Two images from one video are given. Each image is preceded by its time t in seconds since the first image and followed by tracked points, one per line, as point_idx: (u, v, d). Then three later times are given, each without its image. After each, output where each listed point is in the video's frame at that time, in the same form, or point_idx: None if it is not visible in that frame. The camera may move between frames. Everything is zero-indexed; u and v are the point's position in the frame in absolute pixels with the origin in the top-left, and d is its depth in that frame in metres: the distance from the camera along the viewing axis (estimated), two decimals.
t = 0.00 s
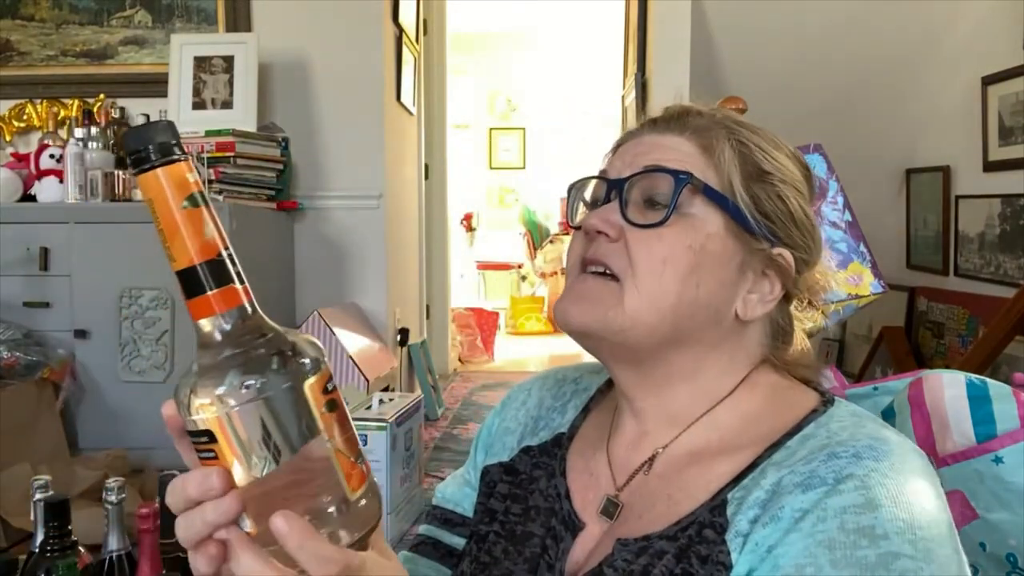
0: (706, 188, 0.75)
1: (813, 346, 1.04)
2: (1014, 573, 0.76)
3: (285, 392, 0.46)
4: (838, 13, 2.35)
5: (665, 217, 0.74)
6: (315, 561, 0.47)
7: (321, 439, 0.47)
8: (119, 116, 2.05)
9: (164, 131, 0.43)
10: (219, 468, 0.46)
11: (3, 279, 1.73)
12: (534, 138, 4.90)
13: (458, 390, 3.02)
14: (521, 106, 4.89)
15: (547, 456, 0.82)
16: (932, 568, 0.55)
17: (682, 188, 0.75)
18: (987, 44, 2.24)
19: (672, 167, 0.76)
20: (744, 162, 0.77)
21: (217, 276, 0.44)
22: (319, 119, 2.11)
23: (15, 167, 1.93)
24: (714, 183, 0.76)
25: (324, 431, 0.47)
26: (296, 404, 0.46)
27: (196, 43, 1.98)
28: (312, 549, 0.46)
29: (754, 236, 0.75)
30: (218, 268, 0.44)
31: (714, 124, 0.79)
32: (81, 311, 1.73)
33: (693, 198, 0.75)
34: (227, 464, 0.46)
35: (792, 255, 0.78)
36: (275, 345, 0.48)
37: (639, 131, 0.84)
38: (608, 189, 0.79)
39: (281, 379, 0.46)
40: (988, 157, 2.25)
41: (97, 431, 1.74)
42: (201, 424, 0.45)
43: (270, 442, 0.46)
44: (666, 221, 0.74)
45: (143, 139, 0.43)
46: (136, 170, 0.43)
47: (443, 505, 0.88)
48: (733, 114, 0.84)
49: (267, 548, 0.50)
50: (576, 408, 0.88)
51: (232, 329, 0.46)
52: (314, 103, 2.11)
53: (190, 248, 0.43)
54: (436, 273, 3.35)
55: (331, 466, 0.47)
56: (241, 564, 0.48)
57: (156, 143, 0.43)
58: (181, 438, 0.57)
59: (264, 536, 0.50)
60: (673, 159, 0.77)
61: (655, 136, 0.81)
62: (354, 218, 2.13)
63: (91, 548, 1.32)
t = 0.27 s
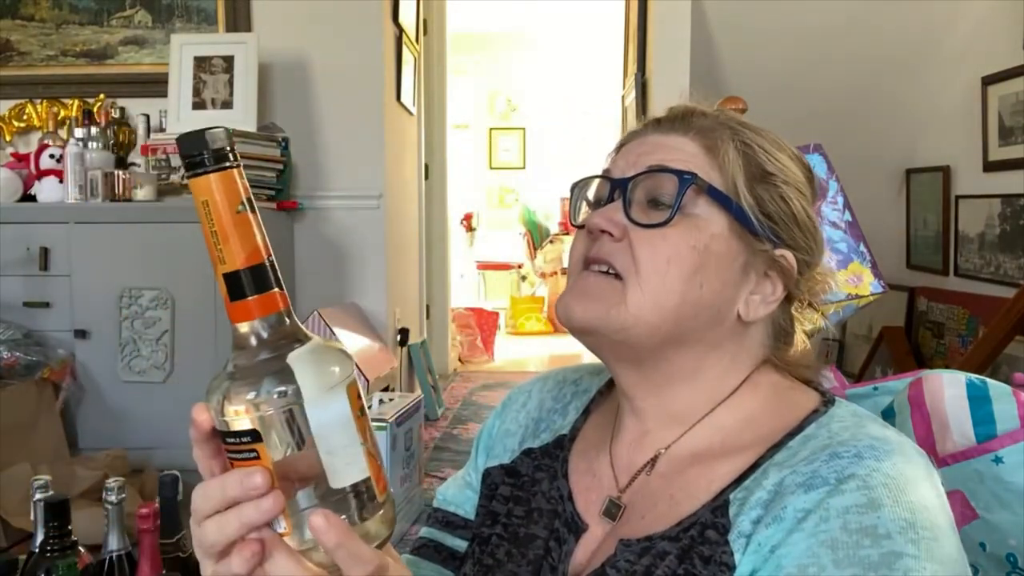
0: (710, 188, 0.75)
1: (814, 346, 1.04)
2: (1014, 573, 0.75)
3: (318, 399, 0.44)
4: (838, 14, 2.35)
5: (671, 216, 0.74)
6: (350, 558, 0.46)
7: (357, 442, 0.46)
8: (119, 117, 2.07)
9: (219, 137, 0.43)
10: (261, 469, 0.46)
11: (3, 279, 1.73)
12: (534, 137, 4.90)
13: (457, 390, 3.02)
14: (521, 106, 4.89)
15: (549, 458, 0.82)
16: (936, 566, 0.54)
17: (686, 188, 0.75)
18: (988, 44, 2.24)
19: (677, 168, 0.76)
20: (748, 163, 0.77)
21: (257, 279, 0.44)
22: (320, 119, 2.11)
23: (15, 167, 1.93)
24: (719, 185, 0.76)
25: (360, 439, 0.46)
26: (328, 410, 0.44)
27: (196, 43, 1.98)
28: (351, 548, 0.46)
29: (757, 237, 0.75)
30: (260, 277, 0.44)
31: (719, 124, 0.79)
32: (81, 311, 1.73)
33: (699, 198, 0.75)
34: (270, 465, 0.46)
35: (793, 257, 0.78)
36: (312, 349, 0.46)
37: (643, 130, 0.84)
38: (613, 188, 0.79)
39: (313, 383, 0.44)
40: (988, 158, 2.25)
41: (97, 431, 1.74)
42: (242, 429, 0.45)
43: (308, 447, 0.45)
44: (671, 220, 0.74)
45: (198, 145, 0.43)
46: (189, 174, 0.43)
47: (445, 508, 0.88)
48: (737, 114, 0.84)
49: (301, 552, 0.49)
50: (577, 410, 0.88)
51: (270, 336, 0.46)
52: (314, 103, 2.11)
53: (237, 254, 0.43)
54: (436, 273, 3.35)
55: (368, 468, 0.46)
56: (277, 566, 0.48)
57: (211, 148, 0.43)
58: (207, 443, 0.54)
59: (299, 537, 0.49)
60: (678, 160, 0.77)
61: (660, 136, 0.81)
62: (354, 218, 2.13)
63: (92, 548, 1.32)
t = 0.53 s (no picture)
0: (710, 189, 0.75)
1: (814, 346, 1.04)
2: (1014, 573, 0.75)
3: (312, 402, 0.44)
4: (837, 14, 2.35)
5: (670, 217, 0.74)
6: (349, 558, 0.47)
7: (353, 444, 0.46)
8: (119, 116, 2.08)
9: (214, 144, 0.43)
10: (260, 472, 0.46)
11: (3, 279, 1.73)
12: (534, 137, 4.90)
13: (458, 390, 3.02)
14: (521, 106, 4.89)
15: (549, 459, 0.82)
16: (934, 566, 0.54)
17: (686, 188, 0.75)
18: (988, 44, 2.24)
19: (676, 168, 0.76)
20: (747, 163, 0.77)
21: (251, 286, 0.44)
22: (319, 119, 2.11)
23: (15, 167, 1.93)
24: (719, 185, 0.76)
25: (357, 439, 0.46)
26: (322, 412, 0.44)
27: (196, 43, 1.98)
28: (349, 550, 0.46)
29: (756, 238, 0.76)
30: (256, 282, 0.44)
31: (718, 125, 0.79)
32: (81, 311, 1.73)
33: (698, 199, 0.75)
34: (268, 468, 0.46)
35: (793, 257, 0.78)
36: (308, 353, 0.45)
37: (643, 131, 0.84)
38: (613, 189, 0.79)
39: (308, 387, 0.44)
40: (988, 157, 2.25)
41: (97, 431, 1.74)
42: (240, 432, 0.45)
43: (305, 450, 0.45)
44: (671, 221, 0.74)
45: (192, 151, 0.43)
46: (183, 181, 0.43)
47: (445, 509, 0.88)
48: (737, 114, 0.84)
49: (299, 555, 0.49)
50: (577, 411, 0.88)
51: (267, 338, 0.46)
52: (314, 104, 2.11)
53: (232, 260, 0.43)
54: (436, 272, 3.35)
55: (364, 469, 0.47)
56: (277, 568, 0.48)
57: (205, 155, 0.43)
58: (203, 448, 0.54)
59: (298, 540, 0.49)
60: (677, 161, 0.77)
61: (660, 137, 0.81)
62: (354, 218, 2.13)
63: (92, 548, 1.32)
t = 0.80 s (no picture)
0: (706, 190, 0.75)
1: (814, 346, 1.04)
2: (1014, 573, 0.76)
3: (310, 404, 0.44)
4: (837, 14, 2.35)
5: (666, 218, 0.74)
6: (346, 561, 0.47)
7: (351, 446, 0.46)
8: (119, 116, 2.08)
9: (207, 145, 0.43)
10: (256, 476, 0.46)
11: (3, 279, 1.72)
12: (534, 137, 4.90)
13: (458, 390, 3.02)
14: (521, 106, 4.90)
15: (547, 459, 0.82)
16: (931, 566, 0.54)
17: (681, 189, 0.75)
18: (988, 44, 2.24)
19: (672, 169, 0.77)
20: (742, 163, 0.77)
21: (247, 288, 0.44)
22: (319, 119, 2.11)
23: (15, 167, 1.93)
24: (715, 186, 0.76)
25: (354, 441, 0.46)
26: (320, 414, 0.44)
27: (196, 43, 1.98)
28: (347, 551, 0.46)
29: (753, 238, 0.76)
30: (251, 284, 0.44)
31: (714, 125, 0.79)
32: (81, 311, 1.73)
33: (694, 200, 0.75)
34: (264, 471, 0.46)
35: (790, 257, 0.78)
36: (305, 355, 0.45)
37: (639, 132, 0.84)
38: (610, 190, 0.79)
39: (305, 390, 0.44)
40: (988, 158, 2.25)
41: (97, 431, 1.74)
42: (236, 435, 0.45)
43: (302, 452, 0.45)
44: (667, 223, 0.74)
45: (186, 153, 0.43)
46: (176, 183, 0.43)
47: (444, 508, 0.88)
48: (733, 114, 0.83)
49: (297, 557, 0.49)
50: (576, 411, 0.88)
51: (263, 340, 0.46)
52: (314, 104, 2.11)
53: (227, 262, 0.43)
54: (436, 272, 3.35)
55: (362, 472, 0.46)
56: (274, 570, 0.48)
57: (200, 157, 0.43)
58: (200, 450, 0.54)
59: (295, 543, 0.49)
60: (673, 162, 0.77)
61: (656, 138, 0.81)
62: (354, 218, 2.13)
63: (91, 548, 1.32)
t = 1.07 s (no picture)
0: (704, 191, 0.75)
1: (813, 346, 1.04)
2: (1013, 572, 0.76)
3: (313, 401, 0.44)
4: (837, 14, 2.35)
5: (664, 218, 0.74)
6: (346, 559, 0.47)
7: (352, 443, 0.46)
8: (119, 116, 2.08)
9: (213, 139, 0.43)
10: (257, 472, 0.46)
11: (3, 279, 1.72)
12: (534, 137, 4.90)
13: (458, 390, 3.02)
14: (521, 106, 4.90)
15: (545, 458, 0.82)
16: (929, 565, 0.54)
17: (679, 189, 0.75)
18: (988, 44, 2.24)
19: (669, 169, 0.76)
20: (740, 163, 0.77)
21: (252, 284, 0.44)
22: (319, 119, 2.11)
23: (15, 167, 1.93)
24: (712, 186, 0.76)
25: (356, 439, 0.46)
26: (323, 412, 0.44)
27: (196, 44, 1.98)
28: (347, 550, 0.47)
29: (751, 238, 0.76)
30: (255, 280, 0.44)
31: (711, 125, 0.79)
32: (81, 311, 1.73)
33: (691, 201, 0.75)
34: (265, 468, 0.46)
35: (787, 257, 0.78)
36: (307, 352, 0.45)
37: (636, 132, 0.84)
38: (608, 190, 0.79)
39: (308, 386, 0.44)
40: (988, 158, 2.25)
41: (96, 431, 1.74)
42: (237, 431, 0.45)
43: (303, 450, 0.45)
44: (665, 223, 0.74)
45: (193, 147, 0.42)
46: (183, 176, 0.43)
47: (441, 507, 0.88)
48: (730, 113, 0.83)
49: (296, 554, 0.49)
50: (574, 410, 0.88)
51: (266, 337, 0.46)
52: (313, 104, 2.10)
53: (232, 258, 0.43)
54: (437, 272, 3.35)
55: (362, 469, 0.47)
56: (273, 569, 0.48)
57: (207, 151, 0.43)
58: (202, 445, 0.54)
59: (294, 540, 0.49)
60: (671, 162, 0.77)
61: (653, 137, 0.81)
62: (353, 218, 2.13)
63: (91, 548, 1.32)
